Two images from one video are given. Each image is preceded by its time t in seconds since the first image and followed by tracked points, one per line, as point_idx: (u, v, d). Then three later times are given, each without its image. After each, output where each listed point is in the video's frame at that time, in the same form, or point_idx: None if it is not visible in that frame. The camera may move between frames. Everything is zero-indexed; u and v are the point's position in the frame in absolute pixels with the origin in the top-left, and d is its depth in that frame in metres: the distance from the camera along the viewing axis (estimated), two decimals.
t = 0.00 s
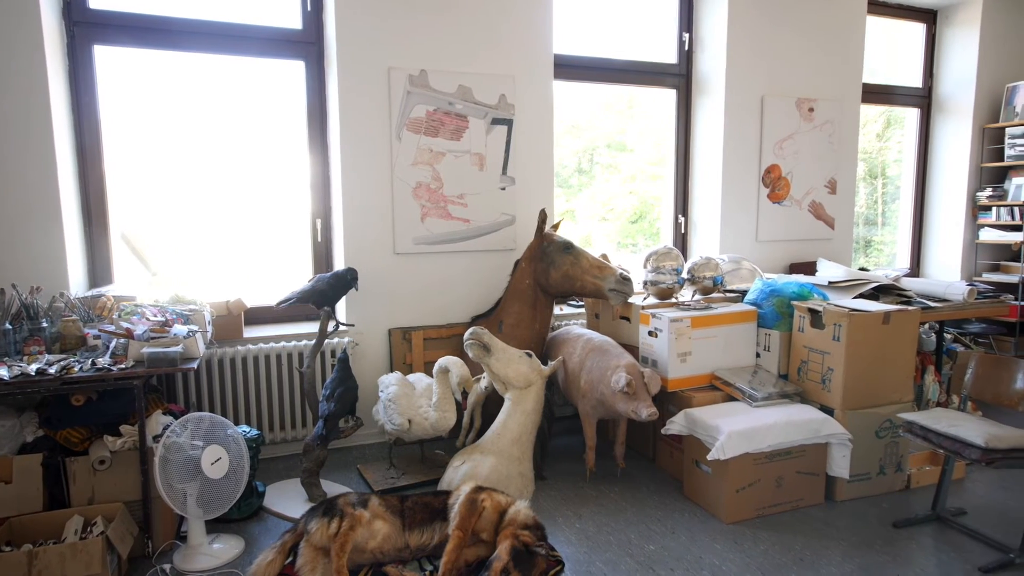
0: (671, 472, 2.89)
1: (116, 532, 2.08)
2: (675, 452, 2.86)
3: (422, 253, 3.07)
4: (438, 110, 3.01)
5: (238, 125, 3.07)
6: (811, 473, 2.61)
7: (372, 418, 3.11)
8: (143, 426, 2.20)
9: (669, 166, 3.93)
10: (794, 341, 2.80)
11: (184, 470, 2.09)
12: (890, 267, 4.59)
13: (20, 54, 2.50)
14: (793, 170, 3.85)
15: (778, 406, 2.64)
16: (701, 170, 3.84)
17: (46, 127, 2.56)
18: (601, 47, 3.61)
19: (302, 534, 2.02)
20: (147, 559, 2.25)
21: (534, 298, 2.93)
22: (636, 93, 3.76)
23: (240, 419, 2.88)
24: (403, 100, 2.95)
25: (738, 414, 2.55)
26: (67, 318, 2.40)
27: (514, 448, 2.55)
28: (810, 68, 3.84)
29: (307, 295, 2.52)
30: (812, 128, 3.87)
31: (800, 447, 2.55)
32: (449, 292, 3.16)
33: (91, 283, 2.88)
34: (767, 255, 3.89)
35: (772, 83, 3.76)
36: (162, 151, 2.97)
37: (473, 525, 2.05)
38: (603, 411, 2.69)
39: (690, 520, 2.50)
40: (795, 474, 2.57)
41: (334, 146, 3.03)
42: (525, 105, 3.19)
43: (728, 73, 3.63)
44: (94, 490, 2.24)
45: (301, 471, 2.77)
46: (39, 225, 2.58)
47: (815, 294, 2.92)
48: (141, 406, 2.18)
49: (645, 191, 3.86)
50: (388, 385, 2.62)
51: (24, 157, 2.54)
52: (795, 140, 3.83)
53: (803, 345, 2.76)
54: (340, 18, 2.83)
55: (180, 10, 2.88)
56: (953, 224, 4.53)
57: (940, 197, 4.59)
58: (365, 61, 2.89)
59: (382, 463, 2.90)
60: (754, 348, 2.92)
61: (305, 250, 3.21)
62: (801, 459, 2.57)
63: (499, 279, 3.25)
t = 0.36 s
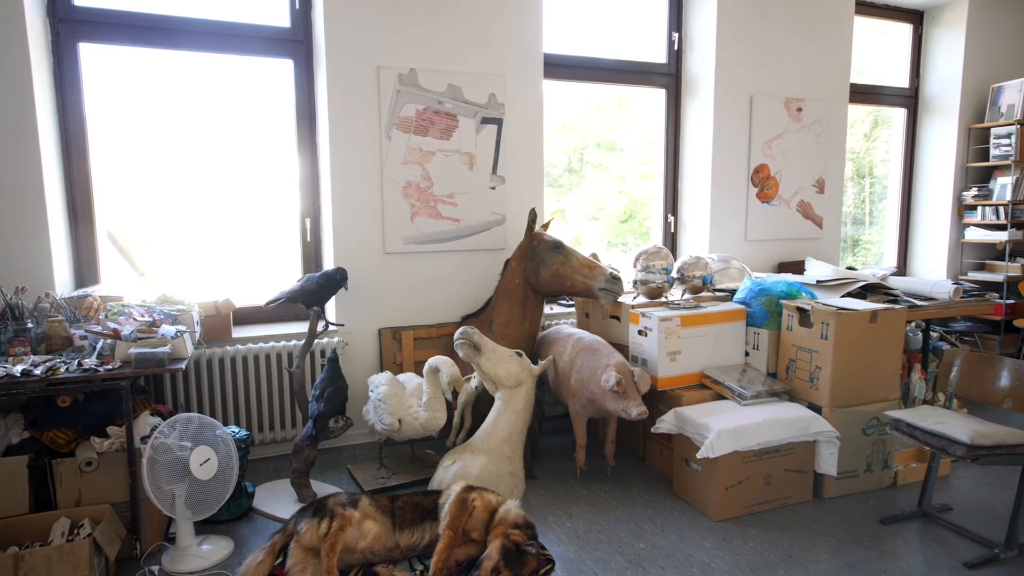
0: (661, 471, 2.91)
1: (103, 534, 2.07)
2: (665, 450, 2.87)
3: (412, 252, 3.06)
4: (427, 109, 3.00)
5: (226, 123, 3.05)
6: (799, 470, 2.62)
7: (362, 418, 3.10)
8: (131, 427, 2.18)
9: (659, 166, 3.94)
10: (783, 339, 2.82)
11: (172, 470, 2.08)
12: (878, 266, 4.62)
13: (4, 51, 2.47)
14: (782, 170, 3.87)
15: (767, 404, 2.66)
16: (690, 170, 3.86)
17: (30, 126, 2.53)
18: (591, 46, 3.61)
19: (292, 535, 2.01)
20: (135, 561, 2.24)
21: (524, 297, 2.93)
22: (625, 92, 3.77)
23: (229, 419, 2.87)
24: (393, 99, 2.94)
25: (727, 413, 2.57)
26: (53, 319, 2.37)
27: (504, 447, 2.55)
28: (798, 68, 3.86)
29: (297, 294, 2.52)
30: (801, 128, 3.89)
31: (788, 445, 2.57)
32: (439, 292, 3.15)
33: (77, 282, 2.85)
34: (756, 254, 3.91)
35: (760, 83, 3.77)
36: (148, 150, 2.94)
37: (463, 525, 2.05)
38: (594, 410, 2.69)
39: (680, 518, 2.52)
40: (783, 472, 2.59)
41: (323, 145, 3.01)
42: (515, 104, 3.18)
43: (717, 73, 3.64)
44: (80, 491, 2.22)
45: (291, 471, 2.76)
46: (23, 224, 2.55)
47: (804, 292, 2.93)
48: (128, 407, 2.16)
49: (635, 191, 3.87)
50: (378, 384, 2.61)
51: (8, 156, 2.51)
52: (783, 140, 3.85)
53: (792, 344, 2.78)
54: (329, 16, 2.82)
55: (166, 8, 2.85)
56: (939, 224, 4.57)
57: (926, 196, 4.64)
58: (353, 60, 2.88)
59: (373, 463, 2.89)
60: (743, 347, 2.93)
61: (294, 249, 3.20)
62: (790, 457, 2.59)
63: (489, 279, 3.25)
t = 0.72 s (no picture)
0: (652, 469, 2.92)
1: (91, 536, 2.05)
2: (656, 449, 2.89)
3: (402, 252, 3.06)
4: (417, 108, 2.99)
5: (214, 122, 3.03)
6: (788, 468, 2.64)
7: (352, 418, 3.10)
8: (118, 428, 2.16)
9: (649, 165, 3.95)
10: (772, 338, 2.84)
11: (160, 471, 2.06)
12: (866, 265, 4.66)
13: None
14: (771, 169, 3.89)
15: (756, 403, 2.67)
16: (680, 169, 3.87)
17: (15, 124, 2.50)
18: (582, 46, 3.61)
19: (282, 535, 2.01)
20: (124, 562, 2.22)
21: (515, 296, 2.93)
22: (616, 92, 3.78)
23: (218, 420, 2.85)
24: (382, 98, 2.93)
25: (717, 411, 2.58)
26: (38, 319, 2.34)
27: (495, 446, 2.55)
28: (788, 68, 3.88)
29: (287, 294, 2.49)
30: (790, 127, 3.91)
31: (777, 443, 2.59)
32: (430, 291, 3.15)
33: (63, 283, 2.82)
34: (745, 253, 3.93)
35: (750, 83, 3.79)
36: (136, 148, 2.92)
37: (454, 524, 2.05)
38: (584, 408, 2.70)
39: (670, 516, 2.53)
40: (772, 470, 2.61)
41: (313, 144, 3.00)
42: (505, 103, 3.18)
43: (707, 72, 3.65)
44: (68, 493, 2.21)
45: (281, 472, 2.75)
46: (8, 224, 2.52)
47: (792, 291, 2.95)
48: (116, 408, 2.15)
49: (625, 190, 3.87)
50: (369, 384, 2.60)
51: None
52: (773, 139, 3.87)
53: (781, 342, 2.79)
54: (318, 15, 2.80)
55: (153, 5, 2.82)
56: (926, 223, 4.62)
57: (913, 195, 4.68)
58: (342, 59, 2.86)
59: (363, 463, 2.89)
60: (733, 346, 2.95)
61: (284, 249, 3.18)
62: (779, 454, 2.61)
63: (480, 278, 3.25)
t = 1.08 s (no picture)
0: (642, 468, 2.93)
1: (80, 537, 2.04)
2: (646, 447, 2.90)
3: (393, 251, 3.05)
4: (407, 107, 2.98)
5: (203, 120, 3.01)
6: (777, 466, 2.66)
7: (343, 418, 3.09)
8: (106, 429, 2.14)
9: (640, 164, 3.96)
10: (761, 336, 2.86)
11: (149, 472, 2.05)
12: (855, 263, 4.69)
13: None
14: (761, 169, 3.91)
15: (746, 401, 2.69)
16: (670, 168, 3.88)
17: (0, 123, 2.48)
18: (572, 45, 3.62)
19: (272, 536, 2.00)
20: (112, 564, 2.21)
21: (505, 296, 2.93)
22: (607, 91, 3.78)
23: (207, 421, 2.84)
24: (372, 96, 2.92)
25: (707, 409, 2.59)
26: (24, 320, 2.32)
27: (486, 445, 2.56)
28: (777, 67, 3.90)
29: (276, 294, 2.48)
30: (779, 126, 3.93)
31: (767, 441, 2.60)
32: (421, 291, 3.14)
33: (50, 283, 2.80)
34: (735, 252, 3.95)
35: (739, 83, 3.81)
36: (123, 147, 2.90)
37: (445, 524, 2.05)
38: (575, 407, 2.70)
39: (661, 514, 2.54)
40: (762, 467, 2.62)
41: (302, 143, 2.99)
42: (496, 102, 3.18)
43: (698, 72, 3.66)
44: (55, 495, 2.20)
45: (271, 472, 2.74)
46: None
47: (781, 290, 2.97)
48: (104, 409, 2.13)
49: (616, 189, 3.88)
50: (359, 384, 2.60)
51: None
52: (762, 138, 3.89)
53: (770, 341, 2.81)
54: (307, 13, 2.79)
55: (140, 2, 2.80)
56: (913, 221, 4.66)
57: (901, 194, 4.71)
58: (332, 58, 2.85)
59: (354, 463, 2.88)
60: (722, 344, 2.96)
61: (273, 248, 3.17)
62: (768, 452, 2.63)
63: (471, 277, 3.25)
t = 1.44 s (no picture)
0: (632, 465, 2.94)
1: (67, 539, 2.02)
2: (637, 445, 2.91)
3: (383, 250, 3.04)
4: (397, 106, 2.98)
5: (191, 118, 3.00)
6: (766, 463, 2.68)
7: (333, 417, 3.08)
8: (94, 430, 2.12)
9: (630, 163, 3.97)
10: (750, 334, 2.87)
11: (138, 473, 2.04)
12: (843, 262, 4.73)
13: None
14: (750, 167, 3.93)
15: (735, 399, 2.70)
16: (660, 167, 3.89)
17: None
18: (563, 44, 3.62)
19: (262, 536, 1.99)
20: (100, 565, 2.19)
21: (496, 294, 2.93)
22: (597, 90, 3.79)
23: (196, 421, 2.82)
24: (362, 94, 2.91)
25: (697, 407, 2.60)
26: (11, 319, 2.28)
27: (477, 444, 2.56)
28: (767, 67, 3.92)
29: (264, 294, 2.49)
30: (768, 125, 3.95)
31: (756, 438, 2.62)
32: (411, 290, 3.14)
33: (36, 282, 2.77)
34: (724, 251, 3.97)
35: (729, 82, 3.82)
36: (110, 145, 2.87)
37: (436, 523, 2.04)
38: (566, 406, 2.71)
39: (651, 512, 2.55)
40: (751, 464, 2.64)
41: (292, 142, 2.97)
42: (486, 101, 3.18)
43: (688, 71, 3.68)
44: (41, 496, 2.18)
45: (260, 472, 2.73)
46: None
47: (770, 288, 2.99)
48: (91, 409, 2.11)
49: (606, 188, 3.89)
50: (349, 383, 2.59)
51: None
52: (751, 138, 3.90)
53: (759, 339, 2.83)
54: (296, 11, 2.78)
55: None
56: (901, 220, 4.70)
57: (889, 193, 4.75)
58: (322, 56, 2.84)
59: (344, 462, 2.87)
60: (712, 342, 2.98)
61: (263, 247, 3.16)
62: (757, 450, 2.64)
63: (461, 276, 3.24)
